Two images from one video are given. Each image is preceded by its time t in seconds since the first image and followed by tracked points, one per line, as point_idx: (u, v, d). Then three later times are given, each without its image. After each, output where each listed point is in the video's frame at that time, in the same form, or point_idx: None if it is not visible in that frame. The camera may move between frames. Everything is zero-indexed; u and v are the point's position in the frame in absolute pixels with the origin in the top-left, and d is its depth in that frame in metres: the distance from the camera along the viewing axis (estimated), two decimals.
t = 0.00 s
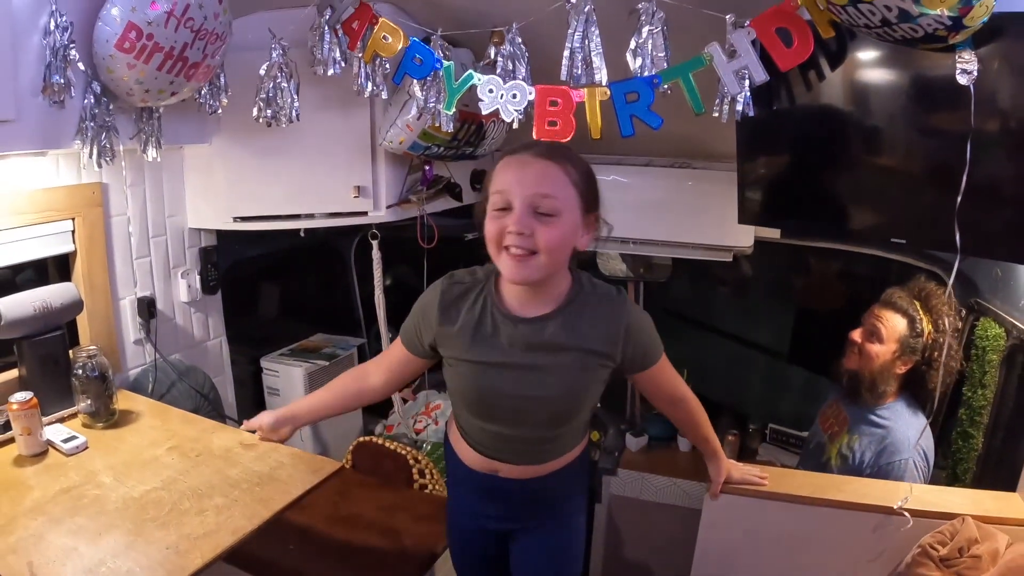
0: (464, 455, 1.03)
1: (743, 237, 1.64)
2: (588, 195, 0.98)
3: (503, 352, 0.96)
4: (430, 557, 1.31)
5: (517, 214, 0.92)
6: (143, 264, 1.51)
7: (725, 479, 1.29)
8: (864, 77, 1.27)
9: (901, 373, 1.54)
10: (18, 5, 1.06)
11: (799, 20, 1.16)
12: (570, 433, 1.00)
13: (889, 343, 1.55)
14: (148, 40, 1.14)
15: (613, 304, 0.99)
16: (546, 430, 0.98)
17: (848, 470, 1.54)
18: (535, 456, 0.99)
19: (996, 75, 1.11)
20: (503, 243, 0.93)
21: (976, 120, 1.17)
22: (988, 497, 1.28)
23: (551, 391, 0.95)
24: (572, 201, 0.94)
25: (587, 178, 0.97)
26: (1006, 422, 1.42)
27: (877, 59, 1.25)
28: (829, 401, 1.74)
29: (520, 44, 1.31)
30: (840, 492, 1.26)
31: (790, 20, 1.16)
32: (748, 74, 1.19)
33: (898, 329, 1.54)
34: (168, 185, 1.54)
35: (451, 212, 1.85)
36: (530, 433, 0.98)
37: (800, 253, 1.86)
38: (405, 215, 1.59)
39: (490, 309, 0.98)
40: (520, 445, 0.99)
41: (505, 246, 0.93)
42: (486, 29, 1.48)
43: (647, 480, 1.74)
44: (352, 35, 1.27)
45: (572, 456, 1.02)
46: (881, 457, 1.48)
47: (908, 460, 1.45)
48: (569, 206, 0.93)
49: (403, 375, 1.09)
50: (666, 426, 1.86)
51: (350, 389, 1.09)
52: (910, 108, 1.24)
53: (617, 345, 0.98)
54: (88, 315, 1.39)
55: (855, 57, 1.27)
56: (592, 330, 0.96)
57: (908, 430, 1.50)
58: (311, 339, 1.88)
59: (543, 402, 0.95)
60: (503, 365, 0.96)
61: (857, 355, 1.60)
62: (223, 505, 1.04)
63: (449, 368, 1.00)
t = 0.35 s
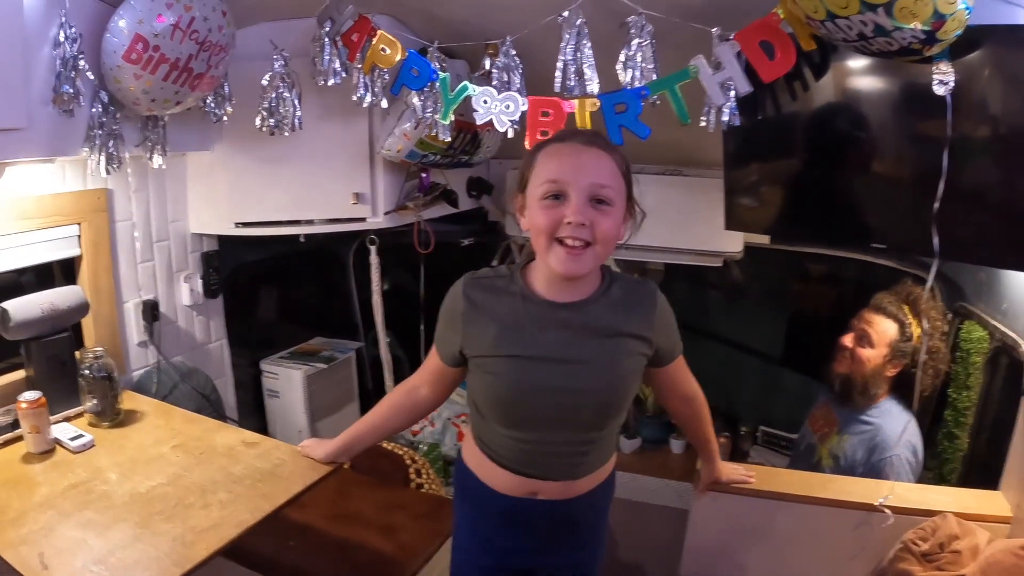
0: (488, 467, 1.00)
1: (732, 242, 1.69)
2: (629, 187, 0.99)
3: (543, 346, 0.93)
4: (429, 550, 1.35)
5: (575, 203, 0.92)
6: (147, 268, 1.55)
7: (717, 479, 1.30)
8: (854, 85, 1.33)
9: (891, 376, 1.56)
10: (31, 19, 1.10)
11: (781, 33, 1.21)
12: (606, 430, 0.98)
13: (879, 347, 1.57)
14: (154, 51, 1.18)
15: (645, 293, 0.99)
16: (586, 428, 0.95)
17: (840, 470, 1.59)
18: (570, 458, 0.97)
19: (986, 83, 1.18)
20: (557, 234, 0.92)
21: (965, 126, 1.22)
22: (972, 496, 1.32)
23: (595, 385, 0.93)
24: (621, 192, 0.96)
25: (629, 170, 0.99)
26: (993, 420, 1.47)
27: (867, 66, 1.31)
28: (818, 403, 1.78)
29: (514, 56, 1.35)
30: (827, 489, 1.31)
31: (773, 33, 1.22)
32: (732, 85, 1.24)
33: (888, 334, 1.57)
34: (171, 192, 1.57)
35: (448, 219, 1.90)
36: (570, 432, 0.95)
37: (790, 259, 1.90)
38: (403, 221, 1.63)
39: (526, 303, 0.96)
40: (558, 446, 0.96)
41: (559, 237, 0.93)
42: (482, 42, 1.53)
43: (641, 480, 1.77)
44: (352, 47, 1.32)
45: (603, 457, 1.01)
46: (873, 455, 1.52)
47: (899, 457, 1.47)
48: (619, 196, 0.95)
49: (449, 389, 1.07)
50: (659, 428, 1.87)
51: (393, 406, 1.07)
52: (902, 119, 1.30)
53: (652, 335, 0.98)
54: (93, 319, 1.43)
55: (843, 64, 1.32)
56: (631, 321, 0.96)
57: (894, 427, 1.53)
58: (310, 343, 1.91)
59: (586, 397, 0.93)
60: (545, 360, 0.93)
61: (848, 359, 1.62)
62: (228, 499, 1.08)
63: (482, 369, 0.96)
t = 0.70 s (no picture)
0: (493, 497, 0.95)
1: (717, 237, 1.77)
2: (597, 187, 0.90)
3: (542, 358, 0.90)
4: (432, 531, 1.41)
5: (511, 215, 0.89)
6: (149, 264, 1.58)
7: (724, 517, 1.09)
8: (837, 85, 1.38)
9: (872, 364, 1.65)
10: (44, 21, 1.14)
11: (765, 37, 1.27)
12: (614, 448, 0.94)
13: (859, 337, 1.66)
14: (163, 52, 1.22)
15: (650, 302, 0.95)
16: (592, 446, 0.91)
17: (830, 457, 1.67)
18: (578, 478, 0.92)
19: (968, 83, 1.23)
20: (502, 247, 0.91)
21: (946, 125, 1.28)
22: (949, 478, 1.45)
23: (596, 398, 0.89)
24: (571, 197, 0.88)
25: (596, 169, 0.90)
26: (971, 411, 1.52)
27: (849, 67, 1.36)
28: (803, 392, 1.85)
29: (510, 57, 1.40)
30: (813, 471, 1.44)
31: (756, 37, 1.28)
32: (719, 86, 1.30)
33: (867, 324, 1.65)
34: (173, 189, 1.60)
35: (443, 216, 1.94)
36: (575, 449, 0.90)
37: (775, 255, 1.96)
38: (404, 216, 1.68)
39: (524, 314, 0.93)
40: (565, 466, 0.91)
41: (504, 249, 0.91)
42: (478, 43, 1.57)
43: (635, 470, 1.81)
44: (353, 48, 1.36)
45: (615, 476, 0.96)
46: (859, 440, 1.61)
47: (884, 437, 1.57)
48: (569, 203, 0.88)
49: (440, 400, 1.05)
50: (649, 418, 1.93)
51: (390, 409, 1.07)
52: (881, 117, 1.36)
53: (658, 345, 0.94)
54: (98, 314, 1.46)
55: (826, 66, 1.38)
56: (635, 330, 0.92)
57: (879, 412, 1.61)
58: (308, 337, 1.93)
59: (591, 410, 0.89)
60: (545, 374, 0.89)
61: (830, 349, 1.70)
62: (239, 484, 1.14)
63: (480, 385, 0.93)
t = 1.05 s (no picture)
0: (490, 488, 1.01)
1: (711, 230, 1.82)
2: (546, 182, 0.84)
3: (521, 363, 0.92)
4: (440, 517, 1.46)
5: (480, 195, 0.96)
6: (158, 257, 1.60)
7: None
8: (828, 82, 1.45)
9: (864, 352, 1.74)
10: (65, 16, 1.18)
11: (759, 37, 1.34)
12: (597, 469, 0.90)
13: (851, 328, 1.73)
14: (181, 47, 1.28)
15: (649, 316, 0.86)
16: (558, 460, 0.89)
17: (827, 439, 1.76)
18: (546, 489, 0.93)
19: (955, 81, 1.30)
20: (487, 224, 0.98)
21: (935, 122, 1.35)
22: (938, 456, 1.57)
23: (547, 412, 0.88)
24: (507, 187, 0.88)
25: (542, 163, 0.84)
26: (957, 397, 1.60)
27: (839, 66, 1.42)
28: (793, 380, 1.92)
29: (515, 56, 1.46)
30: (810, 453, 1.57)
31: (753, 37, 1.34)
32: (716, 84, 1.36)
33: (857, 315, 1.73)
34: (181, 183, 1.63)
35: (445, 211, 1.98)
36: (535, 458, 0.92)
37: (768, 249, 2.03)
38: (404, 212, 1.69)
39: (518, 315, 0.95)
40: (532, 472, 0.93)
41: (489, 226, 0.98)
42: (482, 42, 1.62)
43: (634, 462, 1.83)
44: (362, 46, 1.41)
45: (604, 497, 0.92)
46: (854, 424, 1.70)
47: (878, 420, 1.65)
48: (499, 188, 0.89)
49: (447, 388, 1.12)
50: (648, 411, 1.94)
51: (404, 403, 1.15)
52: (871, 116, 1.43)
53: (643, 366, 0.85)
54: (109, 305, 1.49)
55: (817, 64, 1.44)
56: (612, 345, 0.86)
57: (870, 395, 1.70)
58: (310, 331, 1.93)
59: (548, 424, 0.88)
60: (512, 377, 0.92)
61: (823, 341, 1.77)
62: (258, 464, 1.20)
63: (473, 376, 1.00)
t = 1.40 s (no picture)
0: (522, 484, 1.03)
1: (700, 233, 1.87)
2: (550, 187, 0.83)
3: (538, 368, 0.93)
4: (435, 509, 1.49)
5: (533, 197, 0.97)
6: (156, 257, 1.63)
7: None
8: (815, 88, 1.49)
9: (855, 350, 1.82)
10: (71, 21, 1.23)
11: (744, 45, 1.38)
12: (588, 491, 0.86)
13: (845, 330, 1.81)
14: (183, 52, 1.32)
15: (640, 339, 0.78)
16: (546, 473, 0.88)
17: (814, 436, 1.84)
18: (538, 492, 0.92)
19: (940, 86, 1.35)
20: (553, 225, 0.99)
21: (922, 125, 1.39)
22: (919, 451, 1.63)
23: (533, 414, 0.88)
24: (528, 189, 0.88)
25: (546, 167, 0.82)
26: (940, 395, 1.65)
27: (825, 71, 1.47)
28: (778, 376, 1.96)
29: (507, 62, 1.50)
30: (797, 448, 1.63)
31: (737, 44, 1.38)
32: (702, 90, 1.41)
33: (850, 317, 1.81)
34: (180, 184, 1.66)
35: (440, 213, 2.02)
36: (528, 459, 0.92)
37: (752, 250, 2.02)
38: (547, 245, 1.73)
39: (558, 319, 0.96)
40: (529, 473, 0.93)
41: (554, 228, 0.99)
42: (475, 48, 1.66)
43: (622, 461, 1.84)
44: (359, 52, 1.44)
45: (595, 521, 0.87)
46: (842, 422, 1.77)
47: (865, 419, 1.73)
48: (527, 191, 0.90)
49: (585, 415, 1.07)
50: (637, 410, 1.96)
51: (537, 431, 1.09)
52: (860, 122, 1.47)
53: (619, 390, 0.78)
54: (109, 305, 1.52)
55: (802, 70, 1.49)
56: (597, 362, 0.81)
57: (856, 394, 1.77)
58: (304, 332, 1.96)
59: (535, 433, 0.87)
60: (528, 374, 0.94)
61: (819, 346, 1.83)
62: (257, 458, 1.30)
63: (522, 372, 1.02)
